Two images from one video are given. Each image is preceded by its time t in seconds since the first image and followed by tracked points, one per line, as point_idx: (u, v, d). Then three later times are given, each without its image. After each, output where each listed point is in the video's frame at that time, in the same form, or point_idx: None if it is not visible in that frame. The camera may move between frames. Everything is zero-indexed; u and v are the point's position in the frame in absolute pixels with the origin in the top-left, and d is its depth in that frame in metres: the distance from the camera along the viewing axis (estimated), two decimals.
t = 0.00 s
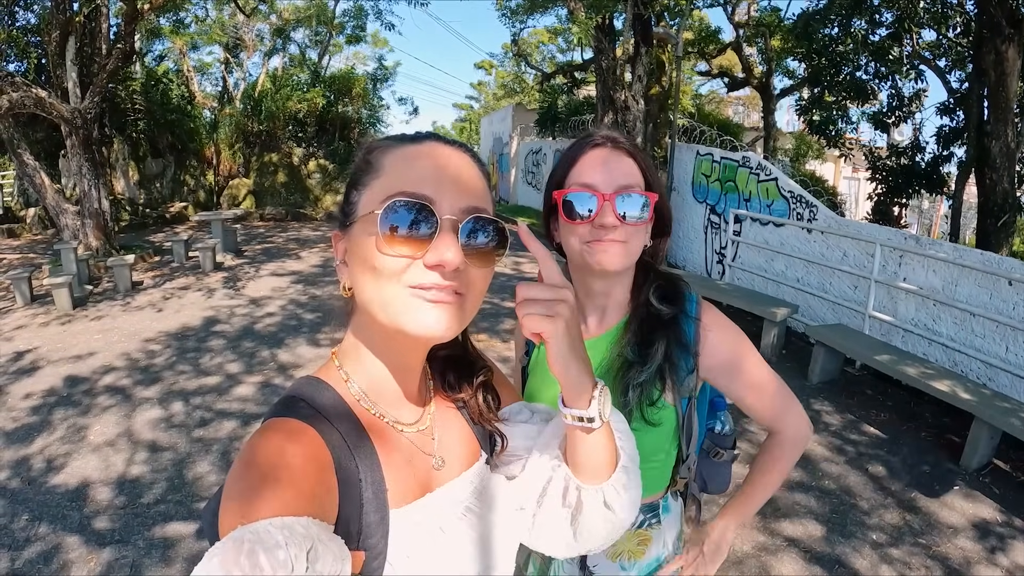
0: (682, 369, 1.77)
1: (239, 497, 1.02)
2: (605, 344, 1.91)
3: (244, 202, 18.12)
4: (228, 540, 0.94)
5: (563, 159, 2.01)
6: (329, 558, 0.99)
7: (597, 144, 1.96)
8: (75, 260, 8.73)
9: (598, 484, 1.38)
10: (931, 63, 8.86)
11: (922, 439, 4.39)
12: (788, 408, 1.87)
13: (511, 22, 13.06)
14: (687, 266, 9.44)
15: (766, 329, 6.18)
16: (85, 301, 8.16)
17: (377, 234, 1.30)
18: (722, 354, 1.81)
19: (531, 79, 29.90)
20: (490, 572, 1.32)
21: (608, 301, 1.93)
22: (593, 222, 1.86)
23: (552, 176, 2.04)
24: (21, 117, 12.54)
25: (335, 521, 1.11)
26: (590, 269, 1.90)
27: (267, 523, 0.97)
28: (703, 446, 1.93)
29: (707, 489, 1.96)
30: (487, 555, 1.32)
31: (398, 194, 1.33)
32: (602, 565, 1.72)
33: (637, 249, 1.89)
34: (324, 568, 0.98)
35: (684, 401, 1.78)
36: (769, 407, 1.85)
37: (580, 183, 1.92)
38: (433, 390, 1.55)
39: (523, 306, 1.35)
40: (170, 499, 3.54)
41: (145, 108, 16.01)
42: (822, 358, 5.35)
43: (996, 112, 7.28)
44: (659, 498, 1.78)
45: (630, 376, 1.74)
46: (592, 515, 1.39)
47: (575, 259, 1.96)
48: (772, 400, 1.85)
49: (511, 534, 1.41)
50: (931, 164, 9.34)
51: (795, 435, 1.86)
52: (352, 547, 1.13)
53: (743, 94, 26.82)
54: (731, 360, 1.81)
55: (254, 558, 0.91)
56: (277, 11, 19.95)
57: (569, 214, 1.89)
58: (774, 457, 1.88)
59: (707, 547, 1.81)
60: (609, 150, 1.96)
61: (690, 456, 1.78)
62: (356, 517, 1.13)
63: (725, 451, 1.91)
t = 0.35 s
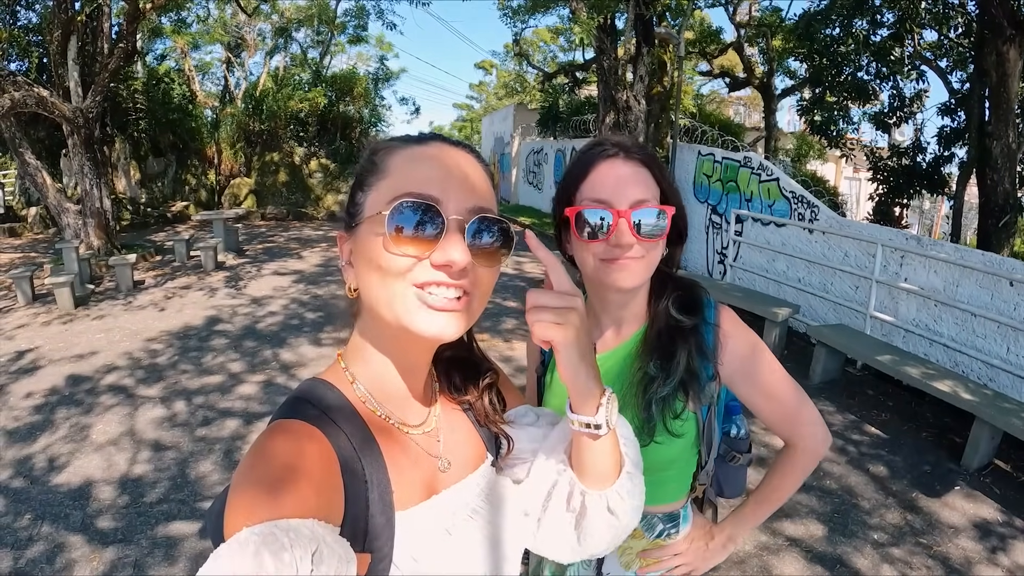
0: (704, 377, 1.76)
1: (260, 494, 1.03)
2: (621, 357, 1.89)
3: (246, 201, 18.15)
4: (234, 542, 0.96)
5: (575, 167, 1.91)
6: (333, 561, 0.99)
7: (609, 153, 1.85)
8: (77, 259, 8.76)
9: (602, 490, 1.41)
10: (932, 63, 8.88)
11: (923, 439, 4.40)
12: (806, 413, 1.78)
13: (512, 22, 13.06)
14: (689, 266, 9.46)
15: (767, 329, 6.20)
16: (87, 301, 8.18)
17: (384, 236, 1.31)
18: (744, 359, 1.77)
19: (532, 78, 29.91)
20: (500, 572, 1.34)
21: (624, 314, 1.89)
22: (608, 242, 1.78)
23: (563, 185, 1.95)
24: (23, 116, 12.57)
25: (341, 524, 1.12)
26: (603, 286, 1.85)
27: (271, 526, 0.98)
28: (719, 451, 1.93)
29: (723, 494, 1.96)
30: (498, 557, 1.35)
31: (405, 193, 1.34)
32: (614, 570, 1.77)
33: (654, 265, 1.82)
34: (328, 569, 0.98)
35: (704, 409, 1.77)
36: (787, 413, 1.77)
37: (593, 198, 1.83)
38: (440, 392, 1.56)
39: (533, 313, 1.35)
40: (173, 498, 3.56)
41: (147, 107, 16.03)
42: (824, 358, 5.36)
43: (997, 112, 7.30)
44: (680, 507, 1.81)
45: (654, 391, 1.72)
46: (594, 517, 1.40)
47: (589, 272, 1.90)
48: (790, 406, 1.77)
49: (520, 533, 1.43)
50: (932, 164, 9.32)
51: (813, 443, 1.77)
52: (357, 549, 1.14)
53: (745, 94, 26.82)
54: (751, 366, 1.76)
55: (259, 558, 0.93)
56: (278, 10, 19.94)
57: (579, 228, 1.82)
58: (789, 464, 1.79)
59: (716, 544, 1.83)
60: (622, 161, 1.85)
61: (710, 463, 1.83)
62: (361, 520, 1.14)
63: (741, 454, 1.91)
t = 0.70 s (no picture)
0: (723, 381, 1.71)
1: (273, 494, 1.05)
2: (640, 360, 1.82)
3: (247, 200, 18.19)
4: (238, 544, 0.96)
5: (592, 168, 1.91)
6: (338, 563, 1.01)
7: (627, 152, 1.84)
8: (78, 258, 8.76)
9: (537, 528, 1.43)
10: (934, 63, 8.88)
11: (925, 438, 4.40)
12: (823, 424, 1.69)
13: (513, 21, 13.04)
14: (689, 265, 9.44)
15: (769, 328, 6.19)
16: (88, 300, 8.19)
17: (384, 230, 1.31)
18: (766, 365, 1.71)
19: (533, 77, 29.88)
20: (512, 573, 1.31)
21: (643, 314, 1.82)
22: (619, 244, 1.74)
23: (580, 186, 1.94)
24: (24, 116, 12.58)
25: (346, 527, 1.12)
26: (619, 293, 1.76)
27: (273, 529, 0.99)
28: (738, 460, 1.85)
29: (739, 505, 1.87)
30: (509, 557, 1.32)
31: (403, 187, 1.34)
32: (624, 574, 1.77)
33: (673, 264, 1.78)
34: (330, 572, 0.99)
35: (723, 416, 1.73)
36: (805, 423, 1.68)
37: (608, 198, 1.81)
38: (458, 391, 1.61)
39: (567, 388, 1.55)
40: (175, 497, 3.56)
41: (148, 106, 16.04)
42: (826, 357, 5.36)
43: (999, 112, 7.28)
44: (694, 517, 1.79)
45: (669, 396, 1.67)
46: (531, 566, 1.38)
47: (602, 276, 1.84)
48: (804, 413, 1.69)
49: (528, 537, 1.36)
50: (933, 164, 9.30)
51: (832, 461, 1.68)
52: (363, 552, 1.15)
53: (747, 93, 26.75)
54: (771, 372, 1.70)
55: (263, 560, 0.93)
56: (279, 9, 19.93)
57: (594, 229, 1.80)
58: (804, 477, 1.71)
59: (728, 559, 1.78)
60: (639, 160, 1.83)
61: (727, 471, 1.78)
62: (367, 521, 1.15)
63: (759, 465, 1.83)
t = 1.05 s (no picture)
0: (737, 384, 1.68)
1: (281, 491, 1.05)
2: (653, 360, 1.80)
3: (248, 199, 18.18)
4: (244, 536, 0.96)
5: (605, 165, 1.88)
6: (345, 554, 1.01)
7: (641, 150, 1.80)
8: (79, 256, 8.75)
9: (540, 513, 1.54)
10: (936, 62, 8.85)
11: (927, 437, 4.39)
12: (838, 428, 1.67)
13: (515, 20, 13.03)
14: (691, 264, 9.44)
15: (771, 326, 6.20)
16: (89, 298, 8.18)
17: (392, 230, 1.31)
18: (782, 367, 1.67)
19: (535, 76, 29.86)
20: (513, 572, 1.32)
21: (657, 313, 1.81)
22: (637, 243, 1.74)
23: (593, 183, 1.93)
24: (26, 114, 12.57)
25: (351, 519, 1.13)
26: (636, 292, 1.78)
27: (280, 521, 0.99)
28: (751, 467, 1.80)
29: (751, 512, 1.85)
30: (514, 557, 1.34)
31: (410, 188, 1.34)
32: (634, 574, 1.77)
33: (685, 267, 1.77)
34: (338, 564, 0.98)
35: (737, 419, 1.70)
36: (819, 429, 1.66)
37: (620, 198, 1.79)
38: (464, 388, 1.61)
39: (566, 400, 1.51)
40: (177, 496, 3.56)
41: (149, 105, 16.04)
42: (828, 356, 5.36)
43: (1001, 111, 7.26)
44: (704, 522, 1.79)
45: (683, 399, 1.66)
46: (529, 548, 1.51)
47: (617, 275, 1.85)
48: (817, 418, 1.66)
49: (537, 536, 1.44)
50: (935, 163, 9.29)
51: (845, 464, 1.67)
52: (369, 544, 1.16)
53: (748, 92, 26.72)
54: (787, 377, 1.67)
55: (270, 553, 0.93)
56: (280, 8, 19.93)
57: (608, 230, 1.79)
58: (821, 484, 1.71)
59: (739, 565, 1.79)
60: (653, 155, 1.80)
61: (739, 476, 1.76)
62: (374, 513, 1.15)
63: (774, 473, 1.77)
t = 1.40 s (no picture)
0: (738, 395, 1.66)
1: (284, 492, 1.07)
2: (650, 371, 1.79)
3: (248, 199, 18.18)
4: (240, 540, 0.96)
5: (600, 169, 1.88)
6: (341, 561, 1.01)
7: (637, 154, 1.79)
8: (78, 257, 8.74)
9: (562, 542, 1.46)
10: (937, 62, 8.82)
11: (929, 439, 4.38)
12: (839, 437, 1.63)
13: (515, 19, 13.01)
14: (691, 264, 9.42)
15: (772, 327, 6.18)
16: (89, 299, 8.17)
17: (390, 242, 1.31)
18: (787, 379, 1.64)
19: (535, 75, 29.84)
20: None
21: (656, 323, 1.79)
22: (634, 250, 1.72)
23: (589, 187, 1.91)
24: (25, 114, 12.57)
25: (347, 526, 1.12)
26: (630, 305, 1.75)
27: (280, 525, 1.00)
28: (756, 476, 1.82)
29: (756, 521, 1.86)
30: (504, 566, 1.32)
31: (408, 198, 1.33)
32: None
33: (684, 276, 1.76)
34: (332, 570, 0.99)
35: (737, 431, 1.68)
36: (823, 442, 1.63)
37: (616, 203, 1.78)
38: (460, 397, 1.60)
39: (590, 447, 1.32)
40: (174, 498, 3.55)
41: (149, 105, 16.03)
42: (829, 357, 5.34)
43: (1002, 111, 7.24)
44: (705, 536, 1.76)
45: (681, 412, 1.65)
46: (552, 572, 1.47)
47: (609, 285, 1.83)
48: (821, 428, 1.62)
49: (529, 534, 1.41)
50: (936, 163, 9.26)
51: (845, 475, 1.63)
52: (364, 551, 1.14)
53: (749, 92, 26.67)
54: (791, 388, 1.63)
55: (267, 559, 0.94)
56: (280, 8, 19.91)
57: (601, 238, 1.78)
58: (825, 498, 1.67)
59: None
60: (647, 158, 1.79)
61: (742, 489, 1.73)
62: (366, 521, 1.14)
63: (778, 481, 1.82)
